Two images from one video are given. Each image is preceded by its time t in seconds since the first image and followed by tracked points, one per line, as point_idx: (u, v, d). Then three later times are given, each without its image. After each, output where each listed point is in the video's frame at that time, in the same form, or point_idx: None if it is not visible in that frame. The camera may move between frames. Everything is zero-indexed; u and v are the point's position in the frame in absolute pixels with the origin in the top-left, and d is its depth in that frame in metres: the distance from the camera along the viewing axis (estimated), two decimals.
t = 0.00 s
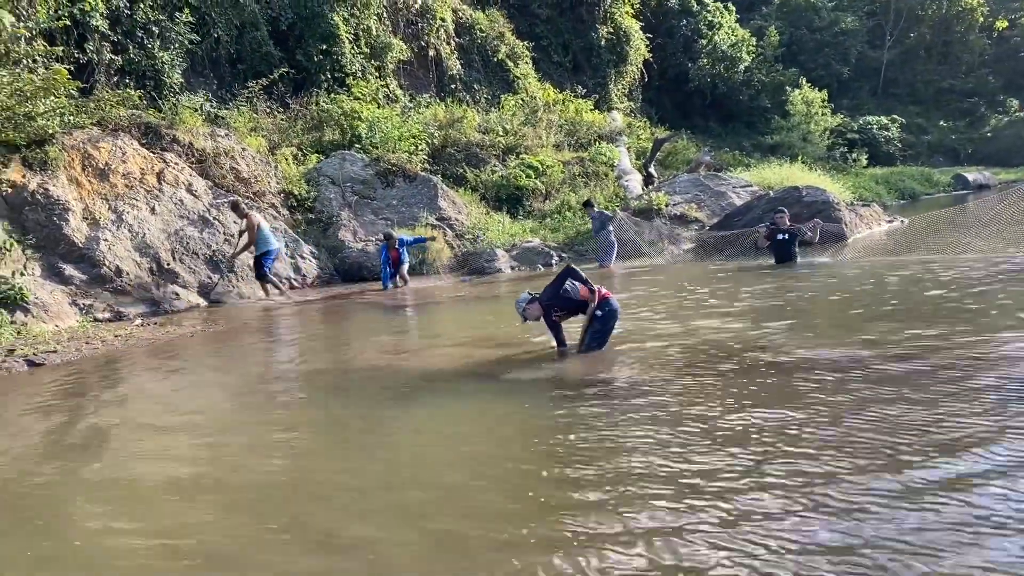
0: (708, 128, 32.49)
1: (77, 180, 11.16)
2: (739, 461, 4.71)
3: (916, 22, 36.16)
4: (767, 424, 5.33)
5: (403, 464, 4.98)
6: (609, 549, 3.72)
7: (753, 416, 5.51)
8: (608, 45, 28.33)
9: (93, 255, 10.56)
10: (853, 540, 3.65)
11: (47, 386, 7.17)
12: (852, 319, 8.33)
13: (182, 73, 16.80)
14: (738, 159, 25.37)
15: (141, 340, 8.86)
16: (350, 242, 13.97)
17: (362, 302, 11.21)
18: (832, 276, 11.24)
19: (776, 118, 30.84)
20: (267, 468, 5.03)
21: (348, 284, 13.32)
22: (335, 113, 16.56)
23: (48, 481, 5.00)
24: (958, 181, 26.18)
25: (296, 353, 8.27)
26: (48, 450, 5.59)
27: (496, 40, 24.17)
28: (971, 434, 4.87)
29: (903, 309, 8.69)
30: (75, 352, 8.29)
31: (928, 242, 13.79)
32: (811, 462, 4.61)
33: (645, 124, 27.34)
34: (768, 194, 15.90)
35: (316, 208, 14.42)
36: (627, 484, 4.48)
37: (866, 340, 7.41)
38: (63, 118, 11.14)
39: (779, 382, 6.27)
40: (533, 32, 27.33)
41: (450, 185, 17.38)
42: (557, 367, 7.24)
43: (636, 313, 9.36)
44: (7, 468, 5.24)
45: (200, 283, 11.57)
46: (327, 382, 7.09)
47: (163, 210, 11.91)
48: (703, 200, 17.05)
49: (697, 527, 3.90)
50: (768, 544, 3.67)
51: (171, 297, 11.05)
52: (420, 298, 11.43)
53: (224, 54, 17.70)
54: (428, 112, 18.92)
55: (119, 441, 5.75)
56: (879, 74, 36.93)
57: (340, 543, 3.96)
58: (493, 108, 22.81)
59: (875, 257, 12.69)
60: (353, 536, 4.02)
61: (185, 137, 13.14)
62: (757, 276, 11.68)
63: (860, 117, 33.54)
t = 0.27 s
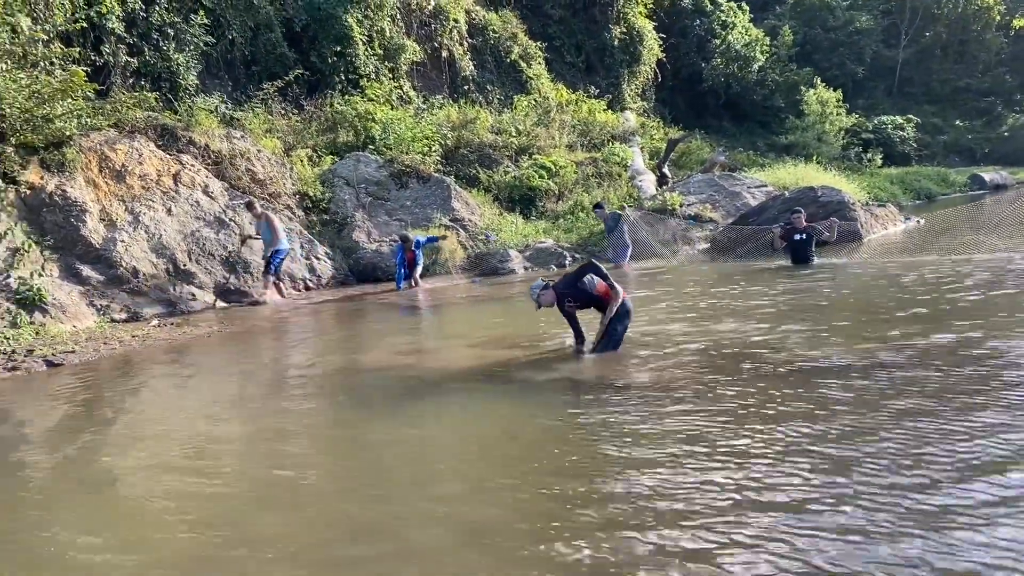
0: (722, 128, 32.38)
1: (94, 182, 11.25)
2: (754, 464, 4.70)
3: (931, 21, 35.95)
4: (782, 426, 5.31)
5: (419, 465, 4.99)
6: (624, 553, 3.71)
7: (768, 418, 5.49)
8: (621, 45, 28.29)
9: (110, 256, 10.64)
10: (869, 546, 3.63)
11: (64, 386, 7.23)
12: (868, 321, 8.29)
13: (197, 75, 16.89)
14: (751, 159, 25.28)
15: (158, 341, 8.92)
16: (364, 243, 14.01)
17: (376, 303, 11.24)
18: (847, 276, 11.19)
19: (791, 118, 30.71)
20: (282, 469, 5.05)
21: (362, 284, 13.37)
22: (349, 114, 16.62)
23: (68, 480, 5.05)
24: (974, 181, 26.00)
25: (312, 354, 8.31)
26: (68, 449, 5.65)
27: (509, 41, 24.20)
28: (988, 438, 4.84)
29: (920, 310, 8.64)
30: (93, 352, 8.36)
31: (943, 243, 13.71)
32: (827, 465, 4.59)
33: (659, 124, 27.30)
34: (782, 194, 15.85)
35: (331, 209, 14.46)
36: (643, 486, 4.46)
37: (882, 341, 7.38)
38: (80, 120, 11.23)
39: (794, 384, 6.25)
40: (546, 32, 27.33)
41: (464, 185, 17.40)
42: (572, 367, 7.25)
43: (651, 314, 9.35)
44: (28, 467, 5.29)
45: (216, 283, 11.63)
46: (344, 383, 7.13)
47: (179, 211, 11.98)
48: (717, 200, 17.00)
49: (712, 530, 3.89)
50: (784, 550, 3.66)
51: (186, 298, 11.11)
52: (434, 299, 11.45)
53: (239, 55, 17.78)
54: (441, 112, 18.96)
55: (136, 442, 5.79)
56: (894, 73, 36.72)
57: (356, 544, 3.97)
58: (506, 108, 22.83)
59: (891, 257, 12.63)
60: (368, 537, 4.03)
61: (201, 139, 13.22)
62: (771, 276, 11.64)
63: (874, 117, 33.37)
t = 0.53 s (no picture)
0: (739, 128, 32.21)
1: (114, 182, 11.33)
2: (774, 466, 4.65)
3: (952, 19, 35.64)
4: (804, 428, 5.26)
5: (437, 466, 4.97)
6: (644, 556, 3.67)
7: (789, 420, 5.44)
8: (638, 45, 28.20)
9: (129, 256, 10.71)
10: (893, 552, 3.58)
11: (86, 385, 7.28)
12: (888, 321, 8.22)
13: (215, 76, 16.98)
14: (770, 158, 25.13)
15: (177, 341, 8.97)
16: (381, 243, 14.04)
17: (393, 303, 11.27)
18: (867, 277, 11.10)
19: (809, 118, 30.52)
20: (300, 469, 5.05)
21: (379, 285, 13.40)
22: (366, 116, 16.68)
23: (89, 478, 5.09)
24: (996, 181, 25.74)
25: (330, 353, 8.34)
26: (88, 448, 5.69)
27: (526, 41, 24.18)
28: (1014, 440, 4.77)
29: (941, 311, 8.56)
30: (113, 351, 8.42)
31: (963, 243, 13.59)
32: (850, 468, 4.54)
33: (676, 124, 27.19)
34: (801, 194, 15.75)
35: (348, 209, 14.49)
36: (663, 488, 4.43)
37: (903, 342, 7.31)
38: (101, 121, 11.32)
39: (815, 385, 6.20)
40: (563, 32, 27.30)
41: (480, 186, 17.39)
42: (589, 368, 7.24)
43: (669, 315, 9.32)
44: (49, 466, 5.34)
45: (234, 284, 11.68)
46: (361, 383, 7.14)
47: (198, 211, 12.04)
48: (735, 201, 16.92)
49: (735, 534, 3.84)
50: (807, 554, 3.60)
51: (205, 297, 11.16)
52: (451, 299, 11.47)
53: (257, 57, 17.86)
54: (457, 113, 18.97)
55: (155, 441, 5.81)
56: (914, 73, 36.42)
57: (374, 544, 3.96)
58: (523, 109, 22.81)
59: (911, 258, 12.52)
60: (386, 539, 4.00)
61: (220, 140, 13.29)
62: (790, 277, 11.57)
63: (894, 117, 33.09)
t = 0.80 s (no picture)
0: (757, 127, 32.09)
1: (136, 181, 11.45)
2: (795, 468, 4.64)
3: (972, 17, 35.38)
4: (824, 429, 5.25)
5: (457, 465, 4.99)
6: (665, 558, 3.68)
7: (809, 421, 5.43)
8: (656, 44, 28.16)
9: (152, 254, 10.83)
10: (916, 554, 3.57)
11: (110, 382, 7.37)
12: (908, 322, 8.19)
13: (235, 76, 17.12)
14: (788, 157, 25.05)
15: (198, 338, 9.07)
16: (399, 242, 14.11)
17: (411, 302, 11.33)
18: (886, 277, 11.06)
19: (827, 117, 30.37)
20: (321, 468, 5.09)
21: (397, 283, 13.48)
22: (384, 115, 16.77)
23: (115, 474, 5.18)
24: (1016, 180, 25.52)
25: (349, 351, 8.41)
26: (114, 443, 5.78)
27: (543, 40, 24.22)
28: None
29: (960, 311, 8.53)
30: (136, 348, 8.52)
31: (984, 243, 13.50)
32: (870, 470, 4.52)
33: (693, 123, 27.14)
34: (819, 194, 15.71)
35: (367, 209, 14.57)
36: (683, 489, 4.43)
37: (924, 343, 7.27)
38: (123, 121, 11.46)
39: (835, 386, 6.18)
40: (580, 31, 27.31)
41: (498, 185, 17.42)
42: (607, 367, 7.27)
43: (686, 314, 9.33)
44: (76, 460, 5.43)
45: (254, 282, 11.78)
46: (381, 381, 7.20)
47: (219, 210, 12.15)
48: (753, 200, 16.88)
49: (756, 536, 3.84)
50: (829, 556, 3.60)
51: (226, 295, 11.25)
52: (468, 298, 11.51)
53: (276, 57, 17.98)
54: (475, 113, 19.02)
55: (179, 438, 5.87)
56: (933, 71, 36.16)
57: (396, 544, 3.98)
58: (540, 108, 22.85)
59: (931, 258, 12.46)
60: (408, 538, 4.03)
61: (240, 140, 13.40)
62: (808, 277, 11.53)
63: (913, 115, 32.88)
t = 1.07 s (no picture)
0: (775, 125, 31.94)
1: (157, 177, 11.56)
2: (813, 462, 4.64)
3: (993, 14, 35.08)
4: (843, 425, 5.24)
5: (476, 458, 5.03)
6: (683, 550, 3.69)
7: (828, 416, 5.43)
8: (673, 41, 28.09)
9: (172, 250, 10.93)
10: (935, 551, 3.56)
11: (132, 375, 7.48)
12: (928, 320, 8.15)
13: (254, 73, 17.23)
14: (806, 155, 24.93)
15: (219, 332, 9.17)
16: (417, 239, 14.16)
17: (429, 298, 11.38)
18: (904, 275, 11.01)
19: (846, 114, 30.19)
20: (341, 460, 5.14)
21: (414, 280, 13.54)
22: (401, 112, 16.79)
23: (139, 463, 5.27)
24: None
25: (367, 346, 8.47)
26: (137, 435, 5.87)
27: (560, 38, 24.21)
28: None
29: (979, 309, 8.49)
30: (158, 342, 8.63)
31: (1004, 241, 13.39)
32: (890, 466, 4.52)
33: (710, 120, 27.06)
34: (837, 191, 15.63)
35: (384, 205, 14.63)
36: (701, 482, 4.44)
37: (944, 341, 7.24)
38: (145, 117, 11.57)
39: (854, 383, 6.17)
40: (597, 29, 27.30)
41: (515, 182, 17.44)
42: (623, 361, 7.29)
43: (703, 310, 9.33)
44: (101, 451, 5.53)
45: (274, 277, 11.86)
46: (399, 375, 7.26)
47: (239, 206, 12.26)
48: (770, 197, 16.82)
49: (774, 529, 3.85)
50: (847, 552, 3.60)
51: (245, 290, 11.35)
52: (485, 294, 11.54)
53: (294, 54, 18.08)
54: (491, 110, 19.05)
55: (201, 430, 5.95)
56: (954, 68, 35.87)
57: (416, 535, 4.01)
58: (557, 105, 22.86)
59: (951, 256, 12.38)
60: (427, 529, 4.06)
61: (260, 136, 13.51)
62: (826, 274, 11.50)
63: (933, 113, 32.64)
